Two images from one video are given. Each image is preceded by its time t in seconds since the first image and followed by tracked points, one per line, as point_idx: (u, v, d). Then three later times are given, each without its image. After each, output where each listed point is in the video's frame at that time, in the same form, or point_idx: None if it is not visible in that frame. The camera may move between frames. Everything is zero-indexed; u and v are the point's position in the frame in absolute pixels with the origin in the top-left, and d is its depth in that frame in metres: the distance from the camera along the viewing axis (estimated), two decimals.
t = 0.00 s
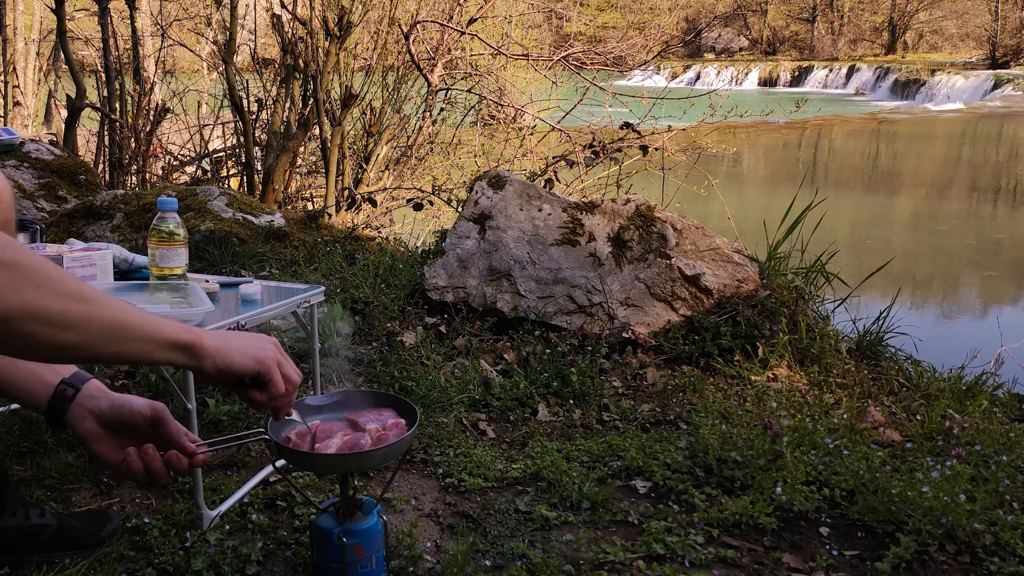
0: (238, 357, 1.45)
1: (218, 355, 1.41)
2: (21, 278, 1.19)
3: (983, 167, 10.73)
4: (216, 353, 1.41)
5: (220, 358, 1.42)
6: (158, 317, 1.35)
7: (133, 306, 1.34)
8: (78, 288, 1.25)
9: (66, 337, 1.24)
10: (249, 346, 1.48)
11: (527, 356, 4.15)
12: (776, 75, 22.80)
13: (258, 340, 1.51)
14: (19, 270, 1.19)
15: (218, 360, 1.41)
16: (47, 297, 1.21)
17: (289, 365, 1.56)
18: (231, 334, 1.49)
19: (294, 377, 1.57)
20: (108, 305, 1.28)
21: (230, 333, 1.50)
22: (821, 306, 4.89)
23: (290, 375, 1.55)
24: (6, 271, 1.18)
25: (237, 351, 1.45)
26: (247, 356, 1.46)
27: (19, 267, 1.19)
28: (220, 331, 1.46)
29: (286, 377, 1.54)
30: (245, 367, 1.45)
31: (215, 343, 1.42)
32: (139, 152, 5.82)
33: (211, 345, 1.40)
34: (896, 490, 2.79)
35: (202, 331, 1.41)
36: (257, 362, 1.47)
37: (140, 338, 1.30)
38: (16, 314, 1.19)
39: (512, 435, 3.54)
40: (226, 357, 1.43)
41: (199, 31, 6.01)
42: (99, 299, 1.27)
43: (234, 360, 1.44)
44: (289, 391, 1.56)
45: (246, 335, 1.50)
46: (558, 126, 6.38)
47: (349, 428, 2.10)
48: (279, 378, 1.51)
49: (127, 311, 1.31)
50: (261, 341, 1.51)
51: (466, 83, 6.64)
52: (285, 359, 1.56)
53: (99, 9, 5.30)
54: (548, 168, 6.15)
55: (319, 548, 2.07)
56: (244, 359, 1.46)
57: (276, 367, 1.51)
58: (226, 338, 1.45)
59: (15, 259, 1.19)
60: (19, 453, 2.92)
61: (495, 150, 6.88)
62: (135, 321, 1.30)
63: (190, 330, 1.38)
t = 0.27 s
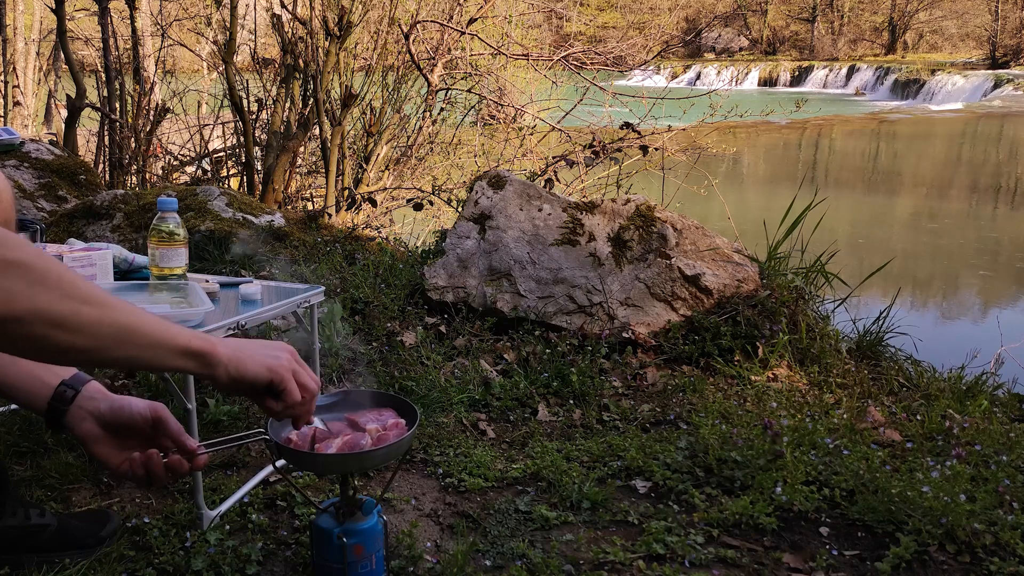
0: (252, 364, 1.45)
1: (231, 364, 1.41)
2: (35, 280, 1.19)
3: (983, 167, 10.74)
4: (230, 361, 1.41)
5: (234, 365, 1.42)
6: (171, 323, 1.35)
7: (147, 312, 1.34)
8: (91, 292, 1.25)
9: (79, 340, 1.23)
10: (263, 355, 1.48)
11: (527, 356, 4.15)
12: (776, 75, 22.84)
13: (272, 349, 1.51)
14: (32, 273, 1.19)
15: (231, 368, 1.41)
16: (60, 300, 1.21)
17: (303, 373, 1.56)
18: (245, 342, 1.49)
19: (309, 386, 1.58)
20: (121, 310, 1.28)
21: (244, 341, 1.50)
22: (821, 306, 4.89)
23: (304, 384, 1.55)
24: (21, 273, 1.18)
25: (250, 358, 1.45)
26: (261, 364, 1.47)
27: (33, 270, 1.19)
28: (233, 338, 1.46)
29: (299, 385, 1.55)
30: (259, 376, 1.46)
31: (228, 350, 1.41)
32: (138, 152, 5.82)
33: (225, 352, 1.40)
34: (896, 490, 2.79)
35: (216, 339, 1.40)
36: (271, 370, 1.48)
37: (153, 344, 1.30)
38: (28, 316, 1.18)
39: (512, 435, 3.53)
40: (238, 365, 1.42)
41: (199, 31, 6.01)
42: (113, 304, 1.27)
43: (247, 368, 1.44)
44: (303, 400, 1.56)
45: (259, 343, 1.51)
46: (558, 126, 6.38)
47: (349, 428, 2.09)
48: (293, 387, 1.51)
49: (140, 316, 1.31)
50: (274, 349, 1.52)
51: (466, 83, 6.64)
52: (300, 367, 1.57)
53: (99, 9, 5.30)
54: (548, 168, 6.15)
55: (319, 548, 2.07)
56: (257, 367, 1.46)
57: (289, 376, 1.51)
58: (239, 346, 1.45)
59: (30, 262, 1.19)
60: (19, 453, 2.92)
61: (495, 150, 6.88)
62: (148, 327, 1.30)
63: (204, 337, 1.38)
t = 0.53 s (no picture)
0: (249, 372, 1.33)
1: (221, 374, 1.29)
2: (11, 282, 1.11)
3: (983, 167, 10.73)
4: (224, 371, 1.29)
5: (228, 374, 1.30)
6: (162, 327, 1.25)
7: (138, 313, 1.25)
8: (75, 294, 1.17)
9: (58, 346, 1.15)
10: (262, 360, 1.36)
11: (527, 356, 4.15)
12: (776, 75, 22.85)
13: (273, 352, 1.39)
14: (10, 274, 1.11)
15: (226, 380, 1.29)
16: (39, 304, 1.13)
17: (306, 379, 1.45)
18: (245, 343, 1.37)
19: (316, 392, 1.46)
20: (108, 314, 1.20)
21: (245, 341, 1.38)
22: (821, 306, 4.89)
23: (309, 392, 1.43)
24: None
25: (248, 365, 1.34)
26: (260, 371, 1.35)
27: (9, 271, 1.11)
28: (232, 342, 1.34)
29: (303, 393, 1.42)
30: (258, 387, 1.33)
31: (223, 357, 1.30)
32: (138, 152, 5.82)
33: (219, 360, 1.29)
34: (896, 490, 2.79)
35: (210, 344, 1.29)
36: (269, 380, 1.35)
37: (139, 352, 1.20)
38: (5, 319, 1.11)
39: (512, 435, 3.53)
40: (228, 375, 1.29)
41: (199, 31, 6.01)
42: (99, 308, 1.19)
43: (244, 378, 1.31)
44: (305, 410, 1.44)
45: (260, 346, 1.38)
46: (558, 126, 6.38)
47: (349, 427, 2.09)
48: (289, 401, 1.37)
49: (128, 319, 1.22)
50: (274, 354, 1.39)
51: (466, 83, 6.64)
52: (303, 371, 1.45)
53: (99, 9, 5.30)
54: (548, 168, 6.15)
55: (319, 548, 2.07)
56: (255, 376, 1.34)
57: (287, 389, 1.37)
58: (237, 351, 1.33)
59: (7, 262, 1.11)
60: (19, 453, 2.92)
61: (495, 150, 6.88)
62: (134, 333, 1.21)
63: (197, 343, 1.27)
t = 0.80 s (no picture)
0: (214, 407, 1.39)
1: (195, 401, 1.36)
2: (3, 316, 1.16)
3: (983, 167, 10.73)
4: (187, 403, 1.36)
5: (189, 406, 1.36)
6: (136, 355, 1.29)
7: (119, 333, 1.28)
8: (58, 326, 1.22)
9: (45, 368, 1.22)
10: (233, 397, 1.41)
11: (527, 356, 4.15)
12: (776, 75, 22.85)
13: (249, 387, 1.43)
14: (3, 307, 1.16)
15: (189, 412, 1.37)
16: (0, 324, 1.16)
17: (276, 409, 1.50)
18: (227, 371, 1.41)
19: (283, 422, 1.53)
20: (81, 334, 1.24)
21: (228, 361, 1.42)
22: (821, 306, 4.89)
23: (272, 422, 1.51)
24: None
25: (216, 400, 1.39)
26: (227, 406, 1.40)
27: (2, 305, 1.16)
28: (211, 370, 1.39)
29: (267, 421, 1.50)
30: (222, 423, 1.41)
31: (189, 390, 1.35)
32: (138, 152, 5.82)
33: (183, 396, 1.35)
34: (897, 490, 2.79)
35: (181, 378, 1.34)
36: (235, 411, 1.42)
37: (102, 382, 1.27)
38: None
39: (512, 435, 3.53)
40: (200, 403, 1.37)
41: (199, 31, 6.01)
42: (69, 331, 1.23)
43: (203, 413, 1.38)
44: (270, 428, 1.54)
45: (239, 377, 1.42)
46: (558, 126, 6.38)
47: (348, 428, 2.09)
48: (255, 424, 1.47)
49: (104, 345, 1.26)
50: (250, 389, 1.43)
51: (466, 83, 6.64)
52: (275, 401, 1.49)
53: (99, 9, 5.30)
54: (548, 168, 6.15)
55: (319, 548, 2.07)
56: (219, 413, 1.40)
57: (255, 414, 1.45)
58: (209, 385, 1.38)
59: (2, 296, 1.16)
60: (19, 453, 2.92)
61: (495, 150, 6.87)
62: (103, 363, 1.26)
63: (165, 379, 1.32)
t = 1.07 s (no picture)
0: (197, 409, 1.36)
1: (177, 404, 1.34)
2: None
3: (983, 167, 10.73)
4: (169, 404, 1.33)
5: (172, 408, 1.33)
6: (118, 357, 1.26)
7: (101, 334, 1.26)
8: (36, 327, 1.19)
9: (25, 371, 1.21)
10: (216, 399, 1.38)
11: (527, 356, 4.15)
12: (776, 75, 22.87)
13: (232, 389, 1.40)
14: None
15: (171, 414, 1.34)
16: None
17: (261, 412, 1.46)
18: (211, 372, 1.37)
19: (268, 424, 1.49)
20: (61, 337, 1.22)
21: (212, 362, 1.39)
22: (821, 306, 4.89)
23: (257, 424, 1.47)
24: None
25: (199, 401, 1.35)
26: (209, 409, 1.37)
27: None
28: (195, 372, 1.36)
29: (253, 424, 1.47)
30: (203, 425, 1.37)
31: (170, 392, 1.32)
32: (138, 152, 5.82)
33: (164, 397, 1.32)
34: (897, 490, 2.79)
35: (163, 379, 1.31)
36: (219, 411, 1.38)
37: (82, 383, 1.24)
38: None
39: (512, 435, 3.53)
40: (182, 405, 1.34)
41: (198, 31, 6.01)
42: (48, 332, 1.20)
43: (185, 414, 1.35)
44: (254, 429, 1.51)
45: (223, 378, 1.39)
46: (558, 126, 6.39)
47: (348, 429, 2.08)
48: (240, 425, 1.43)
49: (83, 345, 1.24)
50: (233, 391, 1.40)
51: (466, 83, 6.64)
52: (260, 404, 1.46)
53: (99, 9, 5.29)
54: (547, 168, 6.15)
55: (319, 548, 2.07)
56: (202, 414, 1.36)
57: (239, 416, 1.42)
58: (192, 386, 1.34)
59: None
60: (19, 453, 2.93)
61: (495, 150, 6.87)
62: (82, 365, 1.23)
63: (146, 379, 1.29)
